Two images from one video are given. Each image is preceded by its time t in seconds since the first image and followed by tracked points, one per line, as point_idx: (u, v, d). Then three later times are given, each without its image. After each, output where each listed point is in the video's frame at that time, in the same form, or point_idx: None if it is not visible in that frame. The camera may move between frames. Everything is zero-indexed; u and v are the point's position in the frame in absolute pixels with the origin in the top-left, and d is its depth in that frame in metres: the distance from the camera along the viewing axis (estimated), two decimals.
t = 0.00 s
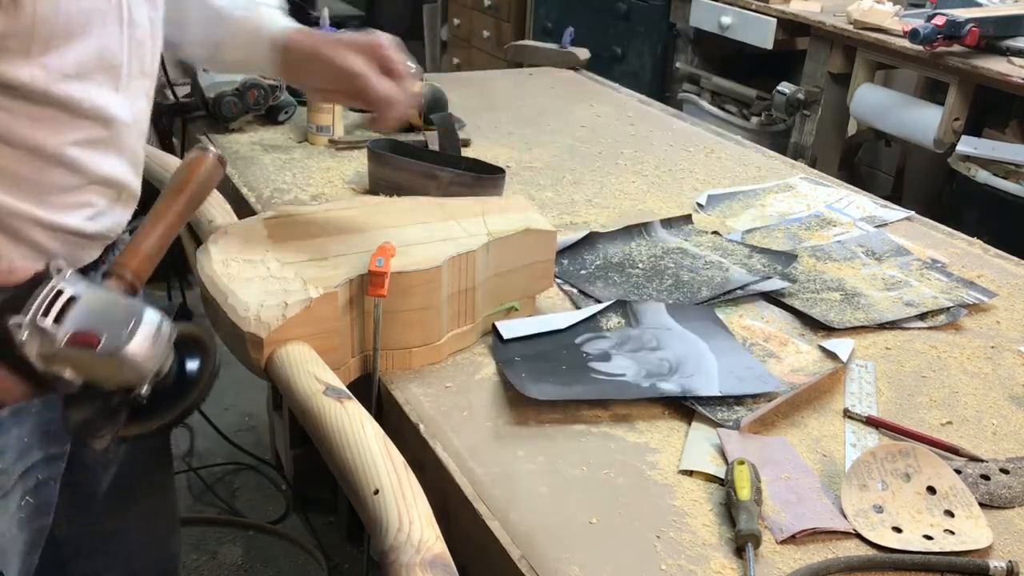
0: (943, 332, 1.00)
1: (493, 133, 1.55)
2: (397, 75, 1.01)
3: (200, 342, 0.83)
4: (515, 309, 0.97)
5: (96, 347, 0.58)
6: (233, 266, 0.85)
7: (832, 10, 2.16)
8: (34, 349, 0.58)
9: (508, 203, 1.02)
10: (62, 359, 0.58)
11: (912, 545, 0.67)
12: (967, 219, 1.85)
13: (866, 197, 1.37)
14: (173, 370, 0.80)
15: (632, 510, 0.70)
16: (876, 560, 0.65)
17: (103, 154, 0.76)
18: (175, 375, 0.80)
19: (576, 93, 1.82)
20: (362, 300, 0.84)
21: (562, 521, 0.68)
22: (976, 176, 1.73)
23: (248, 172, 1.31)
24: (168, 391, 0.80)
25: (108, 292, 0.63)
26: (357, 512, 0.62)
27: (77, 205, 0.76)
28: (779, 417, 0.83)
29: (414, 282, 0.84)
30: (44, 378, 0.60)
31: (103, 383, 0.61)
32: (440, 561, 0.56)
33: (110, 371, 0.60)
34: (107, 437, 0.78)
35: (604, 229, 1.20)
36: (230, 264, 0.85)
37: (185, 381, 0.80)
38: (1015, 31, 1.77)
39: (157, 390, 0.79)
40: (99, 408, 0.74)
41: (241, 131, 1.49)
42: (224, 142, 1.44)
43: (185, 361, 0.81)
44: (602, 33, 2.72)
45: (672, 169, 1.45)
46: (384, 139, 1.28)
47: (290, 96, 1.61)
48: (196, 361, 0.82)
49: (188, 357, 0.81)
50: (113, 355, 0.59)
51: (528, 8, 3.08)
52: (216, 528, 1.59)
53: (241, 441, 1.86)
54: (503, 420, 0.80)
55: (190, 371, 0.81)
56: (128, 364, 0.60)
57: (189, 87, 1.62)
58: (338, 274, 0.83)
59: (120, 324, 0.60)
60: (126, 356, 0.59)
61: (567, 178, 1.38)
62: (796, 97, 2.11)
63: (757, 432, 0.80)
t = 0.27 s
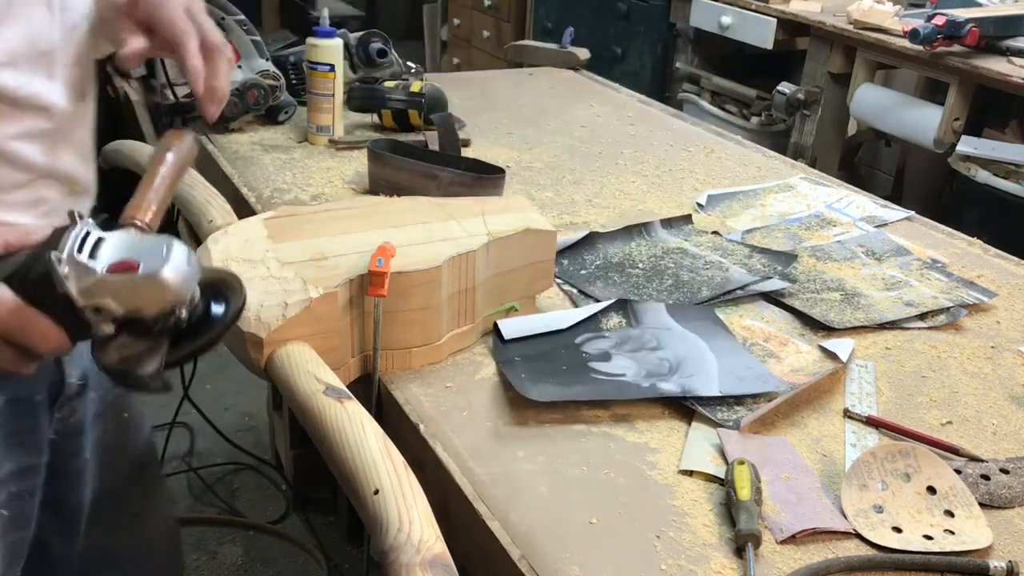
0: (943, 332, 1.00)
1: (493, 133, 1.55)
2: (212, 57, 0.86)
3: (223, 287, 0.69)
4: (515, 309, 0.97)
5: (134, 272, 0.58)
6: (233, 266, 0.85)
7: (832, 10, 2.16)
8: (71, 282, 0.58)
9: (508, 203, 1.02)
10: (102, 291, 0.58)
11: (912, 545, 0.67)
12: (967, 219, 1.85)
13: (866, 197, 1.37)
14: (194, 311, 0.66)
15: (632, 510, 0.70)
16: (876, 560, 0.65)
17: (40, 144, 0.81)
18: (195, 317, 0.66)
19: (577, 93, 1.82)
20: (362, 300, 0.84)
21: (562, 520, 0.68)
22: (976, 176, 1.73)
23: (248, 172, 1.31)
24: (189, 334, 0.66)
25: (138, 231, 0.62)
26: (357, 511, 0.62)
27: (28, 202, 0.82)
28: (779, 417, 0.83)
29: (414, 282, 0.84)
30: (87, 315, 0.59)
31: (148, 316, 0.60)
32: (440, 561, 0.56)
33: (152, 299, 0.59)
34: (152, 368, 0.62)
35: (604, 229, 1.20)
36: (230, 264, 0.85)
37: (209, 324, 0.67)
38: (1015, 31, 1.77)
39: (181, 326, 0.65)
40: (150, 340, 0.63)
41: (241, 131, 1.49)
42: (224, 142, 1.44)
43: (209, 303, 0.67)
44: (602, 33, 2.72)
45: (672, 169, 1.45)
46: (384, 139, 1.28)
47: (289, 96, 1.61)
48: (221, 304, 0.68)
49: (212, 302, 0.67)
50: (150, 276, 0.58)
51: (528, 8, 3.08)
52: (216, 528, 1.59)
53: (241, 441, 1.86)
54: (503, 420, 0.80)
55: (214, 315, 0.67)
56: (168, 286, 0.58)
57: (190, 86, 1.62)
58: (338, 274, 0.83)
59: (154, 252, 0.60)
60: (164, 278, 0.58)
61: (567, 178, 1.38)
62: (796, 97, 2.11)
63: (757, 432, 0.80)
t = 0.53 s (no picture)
0: (943, 332, 1.00)
1: (494, 134, 1.55)
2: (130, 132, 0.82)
3: (192, 259, 0.71)
4: (515, 309, 0.97)
5: (127, 253, 0.62)
6: (233, 266, 0.85)
7: (832, 10, 2.16)
8: (66, 270, 0.61)
9: (508, 203, 1.02)
10: (96, 274, 0.61)
11: (912, 545, 0.67)
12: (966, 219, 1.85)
13: (866, 197, 1.37)
14: (172, 284, 0.67)
15: (632, 510, 0.70)
16: (876, 561, 0.65)
17: None
18: (175, 290, 0.67)
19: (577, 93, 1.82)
20: (362, 300, 0.84)
21: (562, 520, 0.68)
22: (976, 176, 1.73)
23: (248, 172, 1.31)
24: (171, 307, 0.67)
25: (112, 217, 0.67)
26: (357, 511, 0.62)
27: None
28: (779, 417, 0.83)
29: (414, 282, 0.84)
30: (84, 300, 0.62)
31: (139, 295, 0.64)
32: (440, 561, 0.56)
33: (144, 275, 0.63)
34: (151, 338, 0.65)
35: (604, 229, 1.20)
36: (230, 264, 0.85)
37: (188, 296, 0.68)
38: (1015, 31, 1.77)
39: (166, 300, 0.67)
40: (141, 312, 0.65)
41: (241, 131, 1.49)
42: (224, 142, 1.44)
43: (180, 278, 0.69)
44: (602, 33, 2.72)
45: (672, 169, 1.45)
46: (384, 139, 1.28)
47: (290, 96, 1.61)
48: (193, 278, 0.70)
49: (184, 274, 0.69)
50: (139, 254, 0.62)
51: (528, 8, 3.08)
52: (216, 528, 1.59)
53: (241, 441, 1.86)
54: (503, 420, 0.80)
55: (188, 288, 0.69)
56: (157, 262, 0.63)
57: (190, 87, 1.62)
58: (338, 274, 0.83)
59: (137, 234, 0.64)
60: (152, 253, 0.63)
61: (567, 178, 1.38)
62: (796, 97, 2.11)
63: (757, 432, 0.80)
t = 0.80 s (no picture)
0: (943, 332, 1.00)
1: (494, 133, 1.55)
2: (109, 184, 0.89)
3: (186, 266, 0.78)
4: (514, 309, 0.97)
5: (130, 271, 0.69)
6: (233, 266, 0.85)
7: (833, 10, 2.16)
8: (78, 289, 0.67)
9: (508, 203, 1.02)
10: (106, 291, 0.68)
11: (912, 545, 0.67)
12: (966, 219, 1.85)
13: (866, 197, 1.37)
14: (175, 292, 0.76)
15: (632, 510, 0.70)
16: (876, 560, 0.65)
17: None
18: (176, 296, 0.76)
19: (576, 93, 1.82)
20: (361, 300, 0.84)
21: (562, 520, 0.68)
22: (976, 176, 1.73)
23: (248, 172, 1.31)
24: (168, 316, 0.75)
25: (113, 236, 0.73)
26: (357, 511, 0.62)
27: None
28: (779, 417, 0.83)
29: (414, 282, 0.84)
30: (93, 314, 0.69)
31: (140, 308, 0.70)
32: (440, 561, 0.56)
33: (149, 290, 0.70)
34: (153, 345, 0.72)
35: (604, 229, 1.20)
36: (230, 264, 0.85)
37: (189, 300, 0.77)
38: (1015, 31, 1.77)
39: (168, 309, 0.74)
40: (139, 321, 0.72)
41: (241, 131, 1.49)
42: (224, 142, 1.44)
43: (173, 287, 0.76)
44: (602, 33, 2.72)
45: (672, 169, 1.45)
46: (384, 139, 1.28)
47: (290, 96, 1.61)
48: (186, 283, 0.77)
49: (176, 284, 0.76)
50: (145, 273, 0.69)
51: (528, 7, 3.08)
52: (216, 528, 1.59)
53: (241, 441, 1.86)
54: (503, 420, 0.80)
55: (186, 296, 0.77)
56: (160, 279, 0.70)
57: (190, 87, 1.62)
58: (338, 274, 0.83)
59: (138, 252, 0.71)
60: (155, 272, 0.70)
61: (567, 178, 1.38)
62: (796, 97, 2.11)
63: (757, 432, 0.80)
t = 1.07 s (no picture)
0: (943, 332, 1.00)
1: (494, 133, 1.55)
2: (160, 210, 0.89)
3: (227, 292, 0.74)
4: (514, 309, 0.97)
5: (179, 310, 0.66)
6: (233, 266, 0.85)
7: (832, 10, 2.16)
8: (128, 328, 0.65)
9: (508, 203, 1.02)
10: (154, 329, 0.66)
11: (912, 545, 0.67)
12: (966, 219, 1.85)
13: (866, 197, 1.37)
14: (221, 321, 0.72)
15: (632, 510, 0.70)
16: (876, 560, 0.65)
17: None
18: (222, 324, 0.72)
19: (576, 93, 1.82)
20: (362, 300, 0.84)
21: (562, 521, 0.68)
22: (976, 176, 1.74)
23: (248, 172, 1.31)
24: (215, 345, 0.71)
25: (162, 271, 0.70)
26: (357, 512, 0.62)
27: None
28: (779, 417, 0.83)
29: (414, 282, 0.84)
30: (142, 351, 0.66)
31: (187, 342, 0.68)
32: (440, 562, 0.56)
33: (196, 329, 0.67)
34: (199, 377, 0.69)
35: (604, 229, 1.20)
36: (230, 264, 0.85)
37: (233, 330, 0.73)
38: (1016, 31, 1.77)
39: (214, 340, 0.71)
40: (188, 352, 0.68)
41: (241, 131, 1.49)
42: (224, 142, 1.44)
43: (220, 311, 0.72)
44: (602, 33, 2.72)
45: (672, 169, 1.45)
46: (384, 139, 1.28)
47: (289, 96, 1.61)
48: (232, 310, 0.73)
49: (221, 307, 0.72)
50: (194, 311, 0.67)
51: (527, 7, 3.09)
52: (216, 528, 1.59)
53: (241, 441, 1.86)
54: (503, 420, 0.80)
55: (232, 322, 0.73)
56: (209, 316, 0.67)
57: (190, 87, 1.62)
58: (338, 274, 0.83)
59: (187, 291, 0.68)
60: (204, 310, 0.67)
61: (567, 178, 1.38)
62: (797, 97, 2.11)
63: (757, 432, 0.80)
